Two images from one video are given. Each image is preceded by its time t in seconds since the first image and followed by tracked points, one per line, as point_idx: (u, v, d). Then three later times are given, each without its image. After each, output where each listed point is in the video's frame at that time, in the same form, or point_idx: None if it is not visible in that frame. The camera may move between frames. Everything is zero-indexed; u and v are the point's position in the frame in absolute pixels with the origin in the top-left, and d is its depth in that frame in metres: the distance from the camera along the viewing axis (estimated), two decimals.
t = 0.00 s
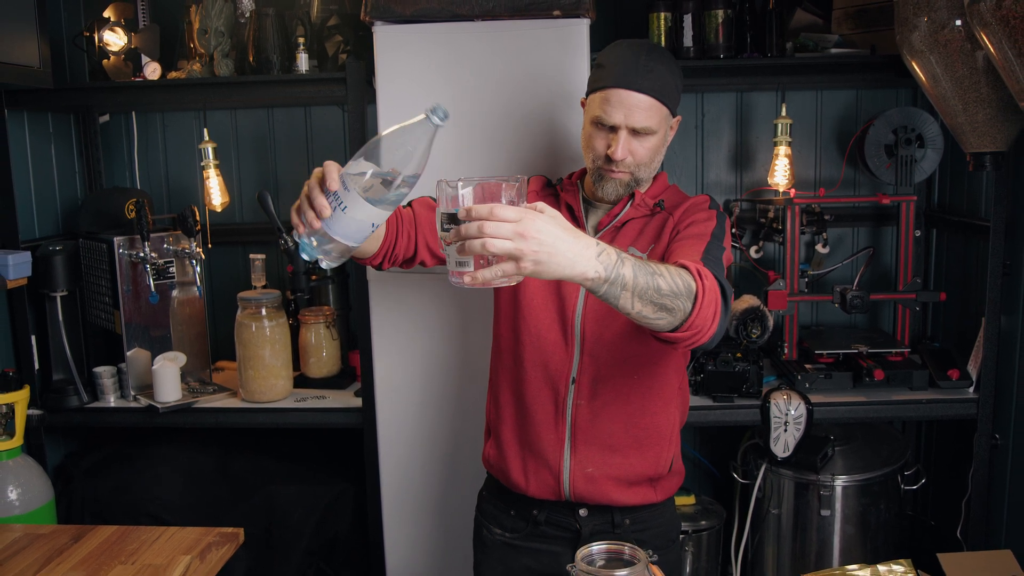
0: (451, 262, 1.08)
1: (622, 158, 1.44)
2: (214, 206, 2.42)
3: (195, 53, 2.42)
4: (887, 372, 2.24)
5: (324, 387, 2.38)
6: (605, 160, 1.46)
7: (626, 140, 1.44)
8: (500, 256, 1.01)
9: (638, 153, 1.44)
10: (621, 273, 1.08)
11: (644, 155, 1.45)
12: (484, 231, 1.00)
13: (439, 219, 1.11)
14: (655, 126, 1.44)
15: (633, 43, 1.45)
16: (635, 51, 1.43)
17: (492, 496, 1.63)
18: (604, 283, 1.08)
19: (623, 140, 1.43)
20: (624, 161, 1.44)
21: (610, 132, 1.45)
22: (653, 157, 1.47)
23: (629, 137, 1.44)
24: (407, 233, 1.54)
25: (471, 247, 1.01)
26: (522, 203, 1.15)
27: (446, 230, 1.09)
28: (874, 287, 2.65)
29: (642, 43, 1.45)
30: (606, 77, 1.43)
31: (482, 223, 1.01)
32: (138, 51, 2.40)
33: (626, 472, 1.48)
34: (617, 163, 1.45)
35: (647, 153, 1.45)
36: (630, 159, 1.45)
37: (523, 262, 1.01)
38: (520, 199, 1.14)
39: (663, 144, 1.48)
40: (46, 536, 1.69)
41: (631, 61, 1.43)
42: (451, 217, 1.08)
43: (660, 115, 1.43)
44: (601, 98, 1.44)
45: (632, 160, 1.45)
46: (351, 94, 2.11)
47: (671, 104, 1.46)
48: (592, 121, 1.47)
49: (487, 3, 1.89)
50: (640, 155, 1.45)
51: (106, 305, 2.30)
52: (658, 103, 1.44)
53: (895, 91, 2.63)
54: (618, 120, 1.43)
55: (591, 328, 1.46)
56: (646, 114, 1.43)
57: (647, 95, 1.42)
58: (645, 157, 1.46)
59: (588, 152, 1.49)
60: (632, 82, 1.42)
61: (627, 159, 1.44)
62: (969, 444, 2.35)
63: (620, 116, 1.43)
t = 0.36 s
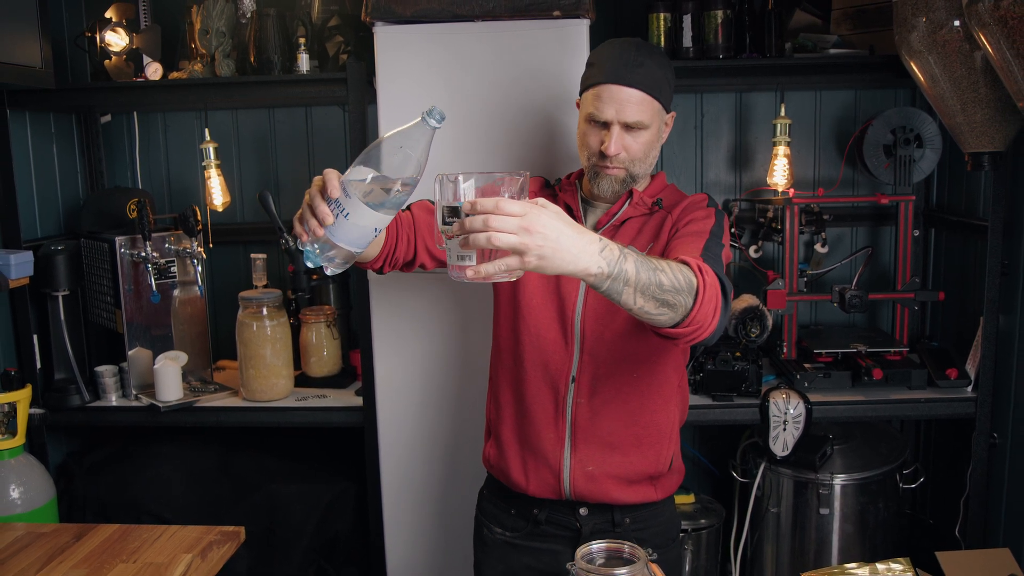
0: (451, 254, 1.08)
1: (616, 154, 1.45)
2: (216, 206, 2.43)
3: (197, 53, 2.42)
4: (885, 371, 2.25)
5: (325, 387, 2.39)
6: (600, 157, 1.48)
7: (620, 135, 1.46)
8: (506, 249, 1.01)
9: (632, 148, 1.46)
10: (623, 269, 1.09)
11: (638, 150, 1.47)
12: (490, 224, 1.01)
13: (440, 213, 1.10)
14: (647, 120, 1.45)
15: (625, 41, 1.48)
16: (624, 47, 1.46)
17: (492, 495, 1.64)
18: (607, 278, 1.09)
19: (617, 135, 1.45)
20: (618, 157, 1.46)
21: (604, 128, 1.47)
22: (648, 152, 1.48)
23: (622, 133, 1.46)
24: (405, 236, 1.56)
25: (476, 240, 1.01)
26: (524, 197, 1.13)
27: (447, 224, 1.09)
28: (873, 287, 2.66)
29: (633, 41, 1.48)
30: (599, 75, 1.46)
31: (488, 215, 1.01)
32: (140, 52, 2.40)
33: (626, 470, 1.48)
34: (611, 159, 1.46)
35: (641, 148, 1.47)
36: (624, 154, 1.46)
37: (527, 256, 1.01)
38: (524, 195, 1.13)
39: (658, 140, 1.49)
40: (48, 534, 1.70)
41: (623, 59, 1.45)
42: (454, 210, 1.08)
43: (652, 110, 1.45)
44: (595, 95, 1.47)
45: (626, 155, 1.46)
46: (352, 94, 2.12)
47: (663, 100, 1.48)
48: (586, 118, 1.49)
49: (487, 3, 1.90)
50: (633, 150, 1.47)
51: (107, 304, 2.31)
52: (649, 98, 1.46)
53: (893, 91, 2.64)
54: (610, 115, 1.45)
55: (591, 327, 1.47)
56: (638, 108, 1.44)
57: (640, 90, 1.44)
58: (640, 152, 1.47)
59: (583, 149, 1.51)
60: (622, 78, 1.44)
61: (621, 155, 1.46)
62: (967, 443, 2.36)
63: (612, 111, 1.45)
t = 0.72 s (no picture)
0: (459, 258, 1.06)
1: (609, 152, 1.46)
2: (217, 205, 2.44)
3: (198, 53, 2.43)
4: (884, 370, 2.26)
5: (325, 386, 2.39)
6: (595, 155, 1.48)
7: (614, 133, 1.46)
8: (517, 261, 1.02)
9: (626, 146, 1.47)
10: (631, 280, 1.09)
11: (632, 148, 1.47)
12: (501, 236, 1.01)
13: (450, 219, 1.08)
14: (642, 118, 1.46)
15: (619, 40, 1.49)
16: (619, 46, 1.46)
17: (489, 494, 1.65)
18: (615, 288, 1.09)
19: (611, 133, 1.45)
20: (613, 155, 1.46)
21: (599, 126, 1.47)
22: (643, 151, 1.49)
23: (616, 131, 1.46)
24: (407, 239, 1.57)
25: (487, 251, 1.02)
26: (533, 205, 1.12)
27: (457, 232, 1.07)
28: (872, 286, 2.67)
29: (627, 39, 1.48)
30: (593, 74, 1.46)
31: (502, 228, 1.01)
32: (142, 52, 2.41)
33: (622, 471, 1.49)
34: (605, 157, 1.46)
35: (634, 146, 1.47)
36: (618, 152, 1.46)
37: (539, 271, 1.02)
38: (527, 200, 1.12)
39: (652, 138, 1.49)
40: (49, 533, 1.71)
41: (615, 58, 1.45)
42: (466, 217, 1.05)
43: (646, 108, 1.45)
44: (588, 94, 1.47)
45: (620, 153, 1.46)
46: (353, 94, 2.13)
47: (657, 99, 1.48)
48: (580, 117, 1.49)
49: (487, 4, 1.91)
50: (628, 148, 1.47)
51: (109, 304, 2.31)
52: (643, 96, 1.46)
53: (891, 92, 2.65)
54: (604, 113, 1.45)
55: (588, 328, 1.48)
56: (632, 106, 1.45)
57: (634, 89, 1.45)
58: (634, 151, 1.48)
59: (578, 147, 1.51)
60: (617, 77, 1.44)
61: (615, 153, 1.46)
62: (965, 442, 2.37)
63: (606, 109, 1.45)
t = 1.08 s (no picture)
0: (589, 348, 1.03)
1: (554, 158, 1.39)
2: (218, 205, 2.45)
3: (199, 54, 2.44)
4: (883, 369, 2.27)
5: (326, 385, 2.41)
6: (539, 163, 1.41)
7: (556, 137, 1.39)
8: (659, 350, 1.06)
9: (571, 150, 1.40)
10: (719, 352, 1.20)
11: (577, 150, 1.40)
12: (651, 326, 1.04)
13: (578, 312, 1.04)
14: (582, 119, 1.39)
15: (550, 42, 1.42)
16: (548, 49, 1.39)
17: (476, 504, 1.55)
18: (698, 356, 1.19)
19: (553, 138, 1.38)
20: (558, 160, 1.39)
21: (539, 132, 1.40)
22: (587, 151, 1.42)
23: (558, 135, 1.39)
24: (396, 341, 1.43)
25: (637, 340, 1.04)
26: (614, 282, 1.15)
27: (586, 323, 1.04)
28: (870, 286, 2.68)
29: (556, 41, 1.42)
30: (527, 79, 1.39)
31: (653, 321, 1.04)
32: (143, 52, 2.42)
33: (620, 476, 1.47)
34: (550, 163, 1.39)
35: (579, 148, 1.40)
36: (563, 157, 1.40)
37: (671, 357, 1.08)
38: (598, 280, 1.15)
39: (596, 138, 1.43)
40: (51, 531, 1.72)
41: (548, 60, 1.38)
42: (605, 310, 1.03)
43: (587, 108, 1.39)
44: (525, 100, 1.40)
45: (565, 157, 1.40)
46: (353, 94, 2.14)
47: (596, 96, 1.41)
48: (520, 125, 1.42)
49: (487, 5, 1.92)
50: (572, 151, 1.40)
51: (110, 303, 2.32)
52: (581, 96, 1.39)
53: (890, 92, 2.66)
54: (543, 119, 1.38)
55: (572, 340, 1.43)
56: (570, 108, 1.38)
57: (571, 90, 1.38)
58: (579, 152, 1.41)
59: (521, 155, 1.44)
60: (552, 80, 1.37)
61: (560, 158, 1.39)
62: (963, 441, 2.38)
63: (546, 114, 1.38)
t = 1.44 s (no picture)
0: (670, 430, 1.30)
1: (512, 177, 1.27)
2: (219, 205, 2.46)
3: (201, 54, 2.45)
4: (881, 369, 2.28)
5: (327, 384, 2.42)
6: (494, 181, 1.28)
7: (512, 156, 1.26)
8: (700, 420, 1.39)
9: (526, 166, 1.28)
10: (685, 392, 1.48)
11: (533, 166, 1.29)
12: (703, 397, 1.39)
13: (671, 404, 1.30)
14: (536, 135, 1.27)
15: (488, 52, 1.27)
16: (495, 61, 1.24)
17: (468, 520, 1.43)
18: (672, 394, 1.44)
19: (509, 157, 1.26)
20: (516, 179, 1.27)
21: (491, 153, 1.26)
22: (540, 165, 1.31)
23: (513, 153, 1.26)
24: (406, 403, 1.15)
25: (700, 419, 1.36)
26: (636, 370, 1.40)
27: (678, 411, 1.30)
28: (869, 285, 2.70)
29: (500, 51, 1.26)
30: (472, 97, 1.23)
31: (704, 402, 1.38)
32: (144, 52, 2.43)
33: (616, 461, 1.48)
34: (508, 183, 1.27)
35: (533, 162, 1.29)
36: (520, 174, 1.28)
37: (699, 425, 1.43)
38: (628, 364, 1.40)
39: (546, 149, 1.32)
40: (53, 530, 1.73)
41: (490, 74, 1.24)
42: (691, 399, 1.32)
43: (540, 120, 1.27)
44: (471, 120, 1.25)
45: (522, 175, 1.28)
46: (354, 94, 2.14)
47: (544, 105, 1.29)
48: (467, 146, 1.28)
49: (487, 5, 1.95)
50: (528, 168, 1.29)
51: (112, 302, 2.33)
52: (534, 110, 1.27)
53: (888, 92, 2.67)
54: (499, 139, 1.24)
55: (563, 343, 1.38)
56: (526, 124, 1.25)
57: (522, 104, 1.24)
58: (534, 168, 1.30)
59: (471, 178, 1.30)
60: (505, 95, 1.23)
61: (517, 176, 1.28)
62: (961, 440, 2.39)
63: (500, 134, 1.24)
